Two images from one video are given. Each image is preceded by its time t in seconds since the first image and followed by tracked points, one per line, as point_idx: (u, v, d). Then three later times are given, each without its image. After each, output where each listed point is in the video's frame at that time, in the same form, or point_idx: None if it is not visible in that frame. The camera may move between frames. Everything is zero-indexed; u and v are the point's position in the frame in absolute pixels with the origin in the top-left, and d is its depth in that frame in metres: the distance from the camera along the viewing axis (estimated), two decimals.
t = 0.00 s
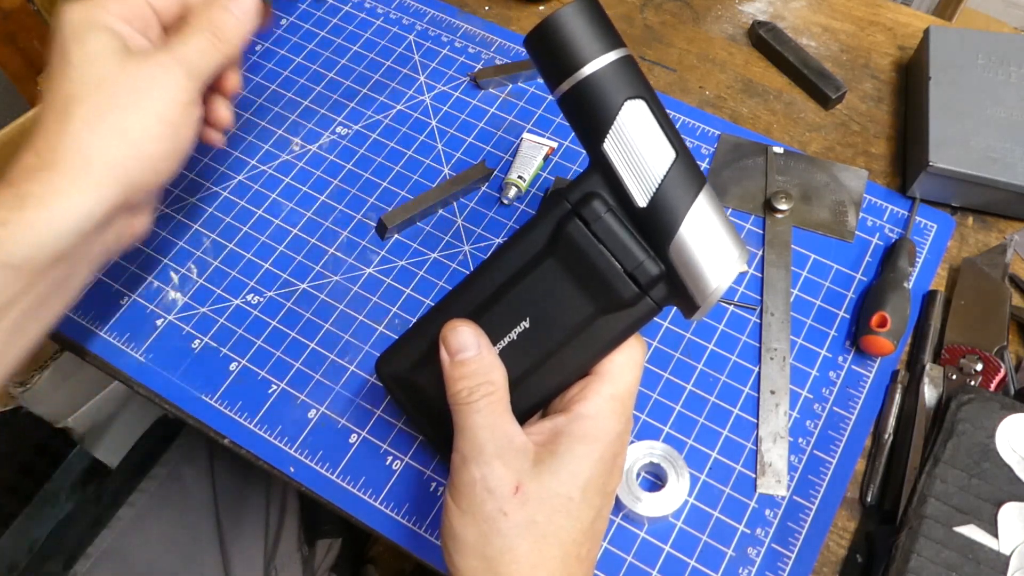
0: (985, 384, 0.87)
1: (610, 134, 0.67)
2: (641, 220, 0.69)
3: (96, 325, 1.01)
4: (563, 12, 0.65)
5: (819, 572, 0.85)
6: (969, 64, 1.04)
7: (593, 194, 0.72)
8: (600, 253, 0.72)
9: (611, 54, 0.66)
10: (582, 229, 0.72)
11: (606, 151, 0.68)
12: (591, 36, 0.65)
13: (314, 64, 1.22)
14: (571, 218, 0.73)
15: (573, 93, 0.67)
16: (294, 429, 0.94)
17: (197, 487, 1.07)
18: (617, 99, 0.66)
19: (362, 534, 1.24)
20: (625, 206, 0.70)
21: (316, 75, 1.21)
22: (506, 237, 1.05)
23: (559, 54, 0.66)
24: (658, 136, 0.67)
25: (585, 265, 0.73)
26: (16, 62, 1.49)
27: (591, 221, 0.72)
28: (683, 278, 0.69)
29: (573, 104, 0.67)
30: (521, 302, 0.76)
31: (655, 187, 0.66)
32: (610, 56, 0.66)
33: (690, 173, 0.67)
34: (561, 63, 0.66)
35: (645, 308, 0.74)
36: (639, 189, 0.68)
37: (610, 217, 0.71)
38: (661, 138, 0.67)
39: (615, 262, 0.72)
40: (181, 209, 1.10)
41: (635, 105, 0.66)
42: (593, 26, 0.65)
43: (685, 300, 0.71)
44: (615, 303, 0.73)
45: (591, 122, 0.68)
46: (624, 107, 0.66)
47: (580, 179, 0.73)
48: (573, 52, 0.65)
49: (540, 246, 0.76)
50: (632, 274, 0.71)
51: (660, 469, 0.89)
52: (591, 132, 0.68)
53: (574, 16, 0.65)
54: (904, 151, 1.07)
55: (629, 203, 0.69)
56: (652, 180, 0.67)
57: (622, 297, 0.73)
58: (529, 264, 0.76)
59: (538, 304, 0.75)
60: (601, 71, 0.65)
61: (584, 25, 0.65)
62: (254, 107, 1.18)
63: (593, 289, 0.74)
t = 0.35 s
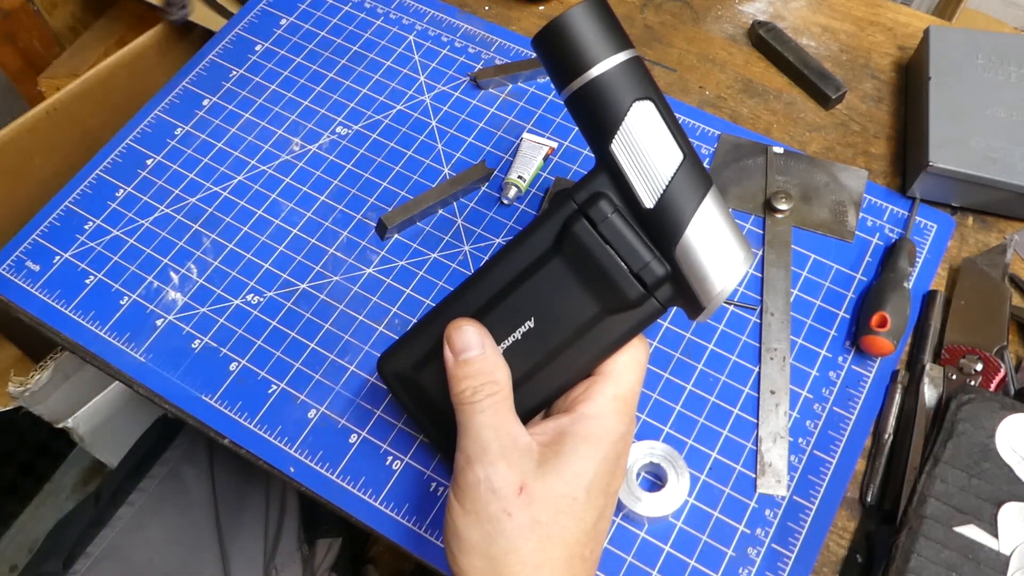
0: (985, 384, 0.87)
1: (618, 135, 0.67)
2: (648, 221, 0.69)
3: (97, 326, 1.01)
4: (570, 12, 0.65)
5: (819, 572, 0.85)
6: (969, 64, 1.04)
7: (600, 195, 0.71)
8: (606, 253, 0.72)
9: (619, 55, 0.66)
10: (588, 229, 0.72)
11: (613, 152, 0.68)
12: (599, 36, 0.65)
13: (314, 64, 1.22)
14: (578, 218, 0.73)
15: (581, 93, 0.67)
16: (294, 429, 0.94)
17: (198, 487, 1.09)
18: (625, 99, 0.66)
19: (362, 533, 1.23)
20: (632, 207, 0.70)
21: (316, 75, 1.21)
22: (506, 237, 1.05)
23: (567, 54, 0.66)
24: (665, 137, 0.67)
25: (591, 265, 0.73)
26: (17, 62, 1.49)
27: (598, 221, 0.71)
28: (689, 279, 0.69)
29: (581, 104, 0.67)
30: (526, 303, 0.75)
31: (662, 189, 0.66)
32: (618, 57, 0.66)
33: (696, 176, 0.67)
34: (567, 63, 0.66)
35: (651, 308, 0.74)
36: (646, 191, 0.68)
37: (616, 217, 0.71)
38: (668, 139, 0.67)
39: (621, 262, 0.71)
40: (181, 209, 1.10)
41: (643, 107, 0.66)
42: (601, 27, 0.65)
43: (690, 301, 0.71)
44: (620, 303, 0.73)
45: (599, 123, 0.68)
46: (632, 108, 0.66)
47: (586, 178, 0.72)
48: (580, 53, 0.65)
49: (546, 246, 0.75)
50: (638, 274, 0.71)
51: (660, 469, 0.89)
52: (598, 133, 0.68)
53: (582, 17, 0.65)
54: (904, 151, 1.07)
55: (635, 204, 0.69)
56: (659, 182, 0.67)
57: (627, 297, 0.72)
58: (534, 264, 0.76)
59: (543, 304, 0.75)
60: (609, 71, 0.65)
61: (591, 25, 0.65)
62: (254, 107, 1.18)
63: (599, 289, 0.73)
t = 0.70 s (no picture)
0: (985, 384, 0.87)
1: (618, 134, 0.69)
2: (648, 219, 0.71)
3: (97, 325, 1.01)
4: (571, 14, 0.68)
5: (819, 572, 0.85)
6: (969, 64, 1.04)
7: (601, 194, 0.73)
8: (607, 252, 0.73)
9: (619, 56, 0.68)
10: (588, 228, 0.73)
11: (613, 151, 0.70)
12: (600, 38, 0.68)
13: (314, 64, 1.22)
14: (579, 218, 0.74)
15: (582, 92, 0.69)
16: (294, 429, 0.94)
17: (201, 487, 1.09)
18: (625, 99, 0.68)
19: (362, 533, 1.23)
20: (633, 207, 0.72)
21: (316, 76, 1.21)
22: (505, 237, 1.05)
23: (569, 54, 0.68)
24: (664, 136, 0.69)
25: (591, 264, 0.73)
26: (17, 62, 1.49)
27: (599, 220, 0.72)
28: (690, 278, 0.71)
29: (582, 103, 0.70)
30: (526, 302, 0.75)
31: (662, 187, 0.69)
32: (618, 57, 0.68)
33: (695, 174, 0.70)
34: (569, 63, 0.69)
35: (651, 307, 0.74)
36: (646, 190, 0.70)
37: (616, 216, 0.72)
38: (667, 138, 0.69)
39: (622, 261, 0.72)
40: (181, 209, 1.10)
41: (643, 106, 0.69)
42: (602, 29, 0.68)
43: (690, 298, 0.73)
44: (621, 302, 0.73)
45: (600, 122, 0.70)
46: (633, 107, 0.69)
47: (586, 178, 0.74)
48: (581, 54, 0.68)
49: (546, 245, 0.76)
50: (639, 273, 0.72)
51: (660, 469, 0.89)
52: (599, 132, 0.70)
53: (584, 19, 0.67)
54: (904, 152, 1.07)
55: (636, 202, 0.71)
56: (659, 181, 0.69)
57: (628, 296, 0.73)
58: (534, 264, 0.76)
59: (543, 303, 0.75)
60: (610, 71, 0.68)
61: (592, 27, 0.67)
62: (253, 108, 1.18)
63: (600, 288, 0.74)
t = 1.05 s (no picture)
0: (985, 384, 0.87)
1: (615, 132, 0.70)
2: (646, 217, 0.71)
3: (97, 325, 1.01)
4: (566, 13, 0.69)
5: (819, 572, 0.85)
6: (969, 64, 1.04)
7: (598, 191, 0.74)
8: (605, 250, 0.73)
9: (614, 55, 0.69)
10: (586, 226, 0.74)
11: (610, 149, 0.71)
12: (595, 36, 0.69)
13: (314, 64, 1.21)
14: (576, 215, 0.74)
15: (579, 90, 0.70)
16: (294, 429, 0.94)
17: (200, 485, 1.09)
18: (622, 97, 0.69)
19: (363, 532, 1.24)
20: (630, 203, 0.73)
21: (316, 75, 1.20)
22: (506, 237, 1.05)
23: (565, 53, 0.69)
24: (660, 134, 0.70)
25: (589, 262, 0.74)
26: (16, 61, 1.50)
27: (597, 218, 0.73)
28: (688, 274, 0.71)
29: (578, 102, 0.71)
30: (524, 300, 0.76)
31: (659, 185, 0.70)
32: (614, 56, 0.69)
33: (692, 171, 0.70)
34: (565, 62, 0.69)
35: (649, 304, 0.75)
36: (643, 188, 0.71)
37: (614, 214, 0.73)
38: (663, 136, 0.70)
39: (620, 259, 0.73)
40: (181, 209, 1.10)
41: (638, 104, 0.69)
42: (598, 27, 0.69)
43: (688, 295, 0.74)
44: (620, 299, 0.74)
45: (596, 121, 0.71)
46: (629, 105, 0.69)
47: (583, 176, 0.75)
48: (577, 52, 0.69)
49: (544, 243, 0.76)
50: (637, 270, 0.73)
51: (660, 469, 0.89)
52: (596, 130, 0.71)
53: (579, 18, 0.68)
54: (904, 152, 1.07)
55: (633, 200, 0.72)
56: (656, 178, 0.70)
57: (626, 293, 0.74)
58: (532, 262, 0.76)
59: (542, 301, 0.76)
60: (606, 69, 0.69)
61: (588, 26, 0.68)
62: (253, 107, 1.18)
63: (598, 285, 0.75)
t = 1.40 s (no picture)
0: (985, 384, 0.87)
1: (613, 131, 0.70)
2: (644, 216, 0.71)
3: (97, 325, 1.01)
4: (565, 13, 0.68)
5: (819, 572, 0.85)
6: (969, 64, 1.04)
7: (597, 190, 0.74)
8: (603, 249, 0.74)
9: (613, 54, 0.69)
10: (585, 225, 0.74)
11: (609, 148, 0.71)
12: (593, 35, 0.68)
13: (314, 65, 1.22)
14: (575, 215, 0.75)
15: (576, 91, 0.70)
16: (294, 430, 0.94)
17: (201, 486, 1.09)
18: (620, 96, 0.69)
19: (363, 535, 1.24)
20: (629, 202, 0.73)
21: (316, 75, 1.21)
22: (506, 237, 1.05)
23: (563, 52, 0.69)
24: (659, 132, 0.70)
25: (589, 261, 0.74)
26: (17, 62, 1.50)
27: (595, 217, 0.74)
28: (687, 271, 0.71)
29: (576, 101, 0.70)
30: (524, 300, 0.76)
31: (657, 183, 0.70)
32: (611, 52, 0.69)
33: (691, 170, 0.70)
34: (564, 63, 0.69)
35: (649, 303, 0.75)
36: (641, 186, 0.71)
37: (613, 213, 0.73)
38: (662, 134, 0.70)
39: (619, 257, 0.73)
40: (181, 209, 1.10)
41: (638, 104, 0.69)
42: (596, 27, 0.68)
43: (688, 293, 0.74)
44: (619, 298, 0.74)
45: (595, 120, 0.70)
46: (627, 105, 0.69)
47: (583, 176, 0.75)
48: (576, 52, 0.68)
49: (544, 243, 0.77)
50: (635, 268, 0.73)
51: (660, 469, 0.89)
52: (594, 129, 0.71)
53: (577, 17, 0.68)
54: (904, 152, 1.07)
55: (632, 199, 0.72)
56: (654, 176, 0.70)
57: (625, 292, 0.74)
58: (533, 262, 0.77)
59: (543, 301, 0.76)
60: (604, 69, 0.68)
61: (586, 26, 0.68)
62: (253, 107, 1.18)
63: (597, 284, 0.75)
